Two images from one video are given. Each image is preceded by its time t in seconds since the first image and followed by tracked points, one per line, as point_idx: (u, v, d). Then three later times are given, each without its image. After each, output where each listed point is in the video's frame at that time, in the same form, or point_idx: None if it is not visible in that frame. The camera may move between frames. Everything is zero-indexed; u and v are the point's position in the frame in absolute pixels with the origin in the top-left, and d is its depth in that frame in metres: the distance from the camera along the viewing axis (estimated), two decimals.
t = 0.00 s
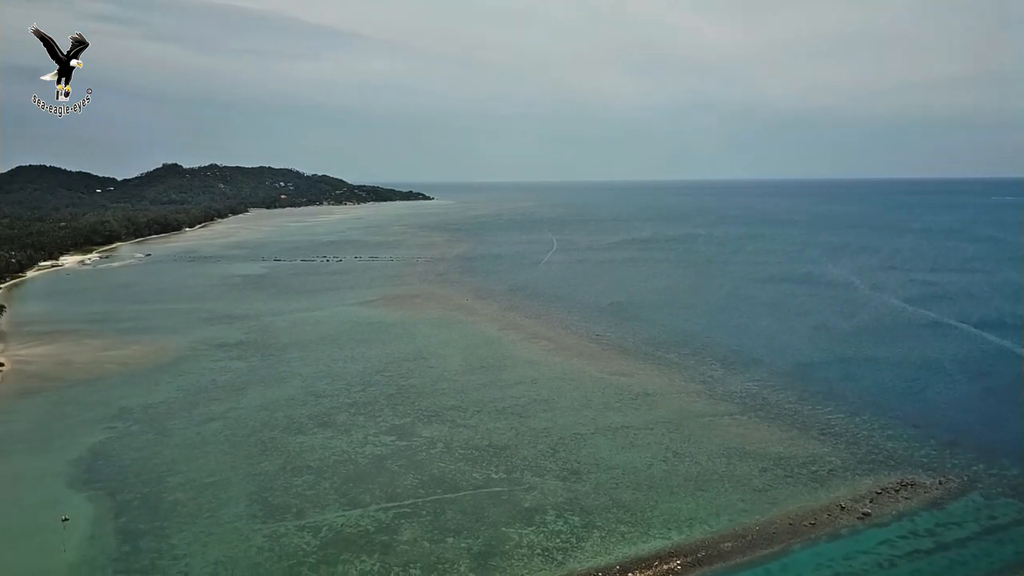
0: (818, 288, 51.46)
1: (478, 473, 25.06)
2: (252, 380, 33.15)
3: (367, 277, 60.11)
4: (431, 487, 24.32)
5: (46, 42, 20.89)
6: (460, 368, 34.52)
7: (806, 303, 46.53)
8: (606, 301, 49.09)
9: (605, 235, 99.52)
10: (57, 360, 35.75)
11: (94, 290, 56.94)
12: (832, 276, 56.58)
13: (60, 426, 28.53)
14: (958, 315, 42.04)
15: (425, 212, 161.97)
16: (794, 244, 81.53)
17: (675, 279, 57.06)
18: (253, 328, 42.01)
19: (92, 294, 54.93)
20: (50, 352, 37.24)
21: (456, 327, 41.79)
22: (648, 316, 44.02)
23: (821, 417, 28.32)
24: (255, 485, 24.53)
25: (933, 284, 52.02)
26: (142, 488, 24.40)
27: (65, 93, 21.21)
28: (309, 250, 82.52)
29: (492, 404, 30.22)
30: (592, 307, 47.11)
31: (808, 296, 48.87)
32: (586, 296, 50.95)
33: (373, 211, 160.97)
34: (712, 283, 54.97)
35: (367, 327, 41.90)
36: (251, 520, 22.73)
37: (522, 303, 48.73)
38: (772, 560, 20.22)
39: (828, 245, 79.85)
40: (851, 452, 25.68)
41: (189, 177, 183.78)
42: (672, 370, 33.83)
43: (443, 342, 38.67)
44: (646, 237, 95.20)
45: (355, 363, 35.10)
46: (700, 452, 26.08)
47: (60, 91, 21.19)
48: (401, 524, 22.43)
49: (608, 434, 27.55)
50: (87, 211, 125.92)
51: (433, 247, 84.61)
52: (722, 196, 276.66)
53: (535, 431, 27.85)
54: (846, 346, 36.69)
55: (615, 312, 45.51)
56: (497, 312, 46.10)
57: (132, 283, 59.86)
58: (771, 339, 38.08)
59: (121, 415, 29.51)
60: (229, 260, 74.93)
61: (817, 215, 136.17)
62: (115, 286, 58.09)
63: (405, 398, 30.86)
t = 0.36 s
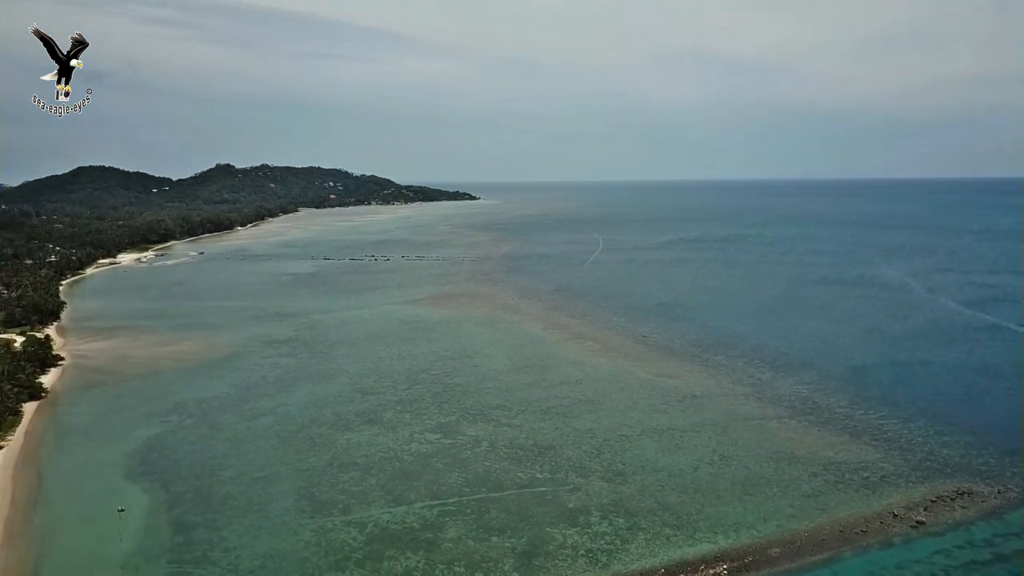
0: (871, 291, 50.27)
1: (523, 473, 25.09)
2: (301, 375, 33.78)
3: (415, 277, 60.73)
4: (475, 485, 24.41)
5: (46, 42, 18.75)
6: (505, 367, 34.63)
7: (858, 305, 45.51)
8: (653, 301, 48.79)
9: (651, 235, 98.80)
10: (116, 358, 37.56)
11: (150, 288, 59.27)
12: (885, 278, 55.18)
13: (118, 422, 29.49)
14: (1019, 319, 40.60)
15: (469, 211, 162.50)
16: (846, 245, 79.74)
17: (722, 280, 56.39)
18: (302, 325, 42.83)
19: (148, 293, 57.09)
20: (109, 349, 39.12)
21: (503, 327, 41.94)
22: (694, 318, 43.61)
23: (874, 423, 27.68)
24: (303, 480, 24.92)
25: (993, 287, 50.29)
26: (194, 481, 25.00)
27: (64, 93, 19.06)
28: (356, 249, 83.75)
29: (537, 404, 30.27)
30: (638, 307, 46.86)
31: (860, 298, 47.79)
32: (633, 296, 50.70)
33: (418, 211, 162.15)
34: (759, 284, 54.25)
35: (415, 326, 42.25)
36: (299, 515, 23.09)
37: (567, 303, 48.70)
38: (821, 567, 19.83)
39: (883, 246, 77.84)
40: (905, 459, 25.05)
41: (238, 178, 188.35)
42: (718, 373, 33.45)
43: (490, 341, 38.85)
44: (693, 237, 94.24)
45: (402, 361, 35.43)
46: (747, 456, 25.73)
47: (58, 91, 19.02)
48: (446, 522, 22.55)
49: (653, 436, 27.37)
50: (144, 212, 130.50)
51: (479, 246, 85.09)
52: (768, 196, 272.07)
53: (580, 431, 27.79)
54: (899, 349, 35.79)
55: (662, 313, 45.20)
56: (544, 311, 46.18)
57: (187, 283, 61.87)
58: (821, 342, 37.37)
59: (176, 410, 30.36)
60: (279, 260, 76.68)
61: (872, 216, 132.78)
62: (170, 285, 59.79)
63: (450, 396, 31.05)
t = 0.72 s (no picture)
0: (929, 293, 48.85)
1: (570, 473, 25.06)
2: (351, 373, 34.53)
3: (466, 278, 61.15)
4: (522, 485, 24.43)
5: (46, 40, 16.39)
6: (552, 367, 34.67)
7: (916, 308, 44.29)
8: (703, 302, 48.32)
9: (701, 236, 97.63)
10: (173, 353, 39.65)
11: (206, 287, 61.69)
12: (946, 281, 53.51)
13: (175, 419, 30.41)
14: None
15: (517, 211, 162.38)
16: (906, 247, 77.51)
17: (774, 281, 55.54)
18: (353, 323, 44.42)
19: (204, 292, 59.38)
20: (168, 346, 41.34)
21: (552, 328, 41.97)
22: (745, 319, 43.06)
23: (932, 430, 26.93)
24: (352, 476, 25.26)
25: None
26: (247, 475, 25.58)
27: (65, 94, 16.58)
28: (405, 249, 84.81)
29: (585, 404, 30.27)
30: (687, 308, 46.49)
31: (918, 301, 46.50)
32: (682, 297, 50.31)
33: (465, 211, 162.79)
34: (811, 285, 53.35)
35: (466, 326, 42.56)
36: (349, 511, 23.38)
37: (617, 304, 48.56)
38: None
39: (944, 248, 75.46)
40: (965, 468, 24.34)
41: (290, 179, 192.70)
42: (769, 376, 32.98)
43: (539, 341, 39.00)
44: (745, 238, 92.88)
45: (453, 361, 35.70)
46: (798, 461, 25.33)
47: (59, 92, 16.55)
48: (493, 521, 22.62)
49: (702, 439, 27.15)
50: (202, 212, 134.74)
51: (527, 247, 85.22)
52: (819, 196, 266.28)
53: (627, 433, 27.70)
54: (958, 354, 34.76)
55: (711, 314, 44.76)
56: (593, 312, 46.17)
57: (243, 282, 63.80)
58: (875, 346, 36.53)
59: (229, 407, 31.20)
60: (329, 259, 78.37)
61: (935, 216, 128.65)
62: (226, 285, 61.45)
63: (497, 396, 31.18)
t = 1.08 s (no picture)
0: (989, 296, 47.38)
1: (614, 475, 25.03)
2: (397, 372, 35.68)
3: (514, 280, 61.72)
4: (566, 486, 24.45)
5: (46, 38, 14.35)
6: (595, 368, 35.29)
7: (974, 311, 43.01)
8: (752, 304, 47.91)
9: (751, 236, 96.36)
10: (225, 351, 41.30)
11: (257, 285, 63.66)
12: (1008, 284, 51.78)
13: (228, 416, 31.39)
14: None
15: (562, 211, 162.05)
16: (966, 248, 75.21)
17: (825, 282, 54.63)
18: (400, 322, 46.85)
19: (255, 290, 61.26)
20: (222, 342, 43.35)
21: (597, 331, 42.28)
22: (794, 322, 42.51)
23: (990, 437, 26.13)
24: (397, 473, 25.56)
25: None
26: (295, 470, 26.09)
27: (65, 95, 14.42)
28: (451, 249, 85.81)
29: (631, 407, 30.37)
30: (736, 310, 46.16)
31: (978, 304, 45.15)
32: (730, 298, 49.99)
33: (510, 211, 163.16)
34: (862, 286, 52.50)
35: (512, 330, 43.41)
36: (394, 508, 23.62)
37: (665, 306, 48.49)
38: None
39: (1007, 250, 72.90)
40: None
41: (339, 178, 196.32)
42: (818, 379, 32.50)
43: (581, 344, 39.66)
44: (797, 238, 91.38)
45: (499, 362, 36.47)
46: (849, 467, 24.89)
47: (58, 93, 14.42)
48: (537, 521, 22.65)
49: (749, 443, 26.91)
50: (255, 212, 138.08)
51: (574, 247, 85.37)
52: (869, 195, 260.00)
53: (673, 436, 27.61)
54: (1019, 360, 33.67)
55: (760, 316, 44.34)
56: (639, 314, 46.24)
57: (293, 281, 65.46)
58: (931, 349, 35.65)
59: (279, 402, 32.31)
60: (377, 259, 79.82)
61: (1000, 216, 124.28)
62: (278, 285, 63.12)
63: (541, 395, 31.68)
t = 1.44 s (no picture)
0: None
1: (661, 477, 24.94)
2: (446, 370, 37.03)
3: (562, 280, 61.98)
4: (612, 487, 24.41)
5: (47, 38, 13.69)
6: (642, 368, 35.94)
7: None
8: (803, 306, 47.27)
9: (803, 236, 94.64)
10: (276, 348, 42.33)
11: (308, 283, 65.13)
12: None
13: (282, 411, 32.25)
14: None
15: (610, 211, 161.13)
16: None
17: (880, 284, 53.47)
18: (449, 321, 47.87)
19: (306, 288, 62.64)
20: (274, 339, 44.35)
21: (644, 333, 42.46)
22: (847, 324, 41.84)
23: None
24: (444, 472, 25.92)
25: None
26: (344, 467, 26.62)
27: (65, 95, 13.66)
28: (498, 249, 86.36)
29: (678, 410, 30.36)
30: (788, 312, 45.66)
31: None
32: (781, 300, 49.46)
33: (557, 211, 162.92)
34: (919, 288, 51.26)
35: (561, 331, 43.97)
36: (441, 506, 23.80)
37: (714, 307, 48.22)
38: None
39: None
40: None
41: (389, 178, 198.79)
42: (871, 384, 31.92)
43: (625, 344, 40.35)
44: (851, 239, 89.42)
45: (546, 364, 37.31)
46: (904, 474, 24.33)
47: (58, 93, 13.63)
48: (583, 522, 22.60)
49: (800, 447, 26.54)
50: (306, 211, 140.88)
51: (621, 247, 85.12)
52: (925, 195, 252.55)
53: (721, 439, 27.42)
54: None
55: (812, 318, 43.74)
56: (688, 315, 46.15)
57: (343, 279, 66.78)
58: (991, 354, 34.62)
59: (332, 398, 33.34)
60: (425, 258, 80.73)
61: None
62: (329, 283, 64.47)
63: (586, 396, 32.50)
